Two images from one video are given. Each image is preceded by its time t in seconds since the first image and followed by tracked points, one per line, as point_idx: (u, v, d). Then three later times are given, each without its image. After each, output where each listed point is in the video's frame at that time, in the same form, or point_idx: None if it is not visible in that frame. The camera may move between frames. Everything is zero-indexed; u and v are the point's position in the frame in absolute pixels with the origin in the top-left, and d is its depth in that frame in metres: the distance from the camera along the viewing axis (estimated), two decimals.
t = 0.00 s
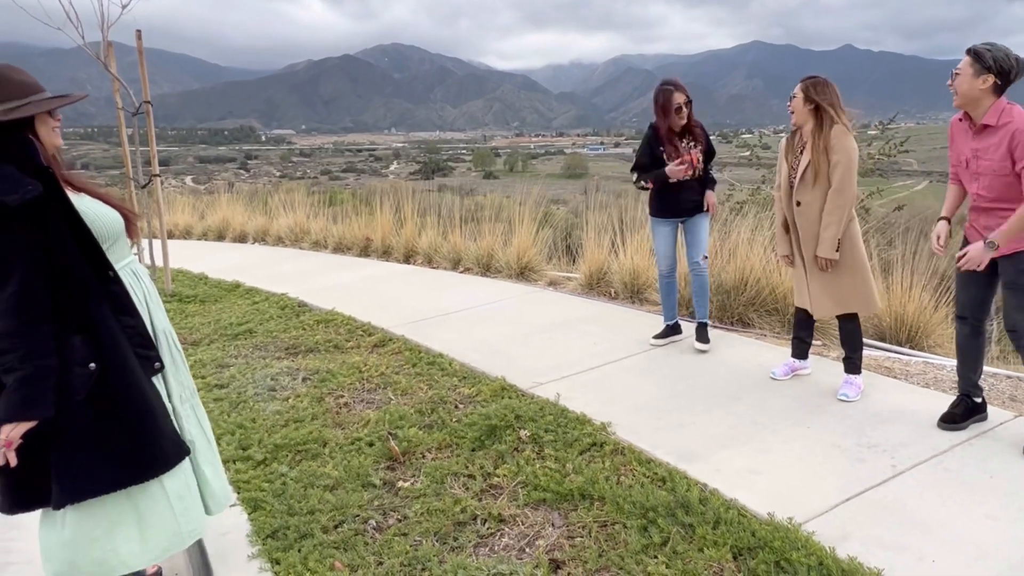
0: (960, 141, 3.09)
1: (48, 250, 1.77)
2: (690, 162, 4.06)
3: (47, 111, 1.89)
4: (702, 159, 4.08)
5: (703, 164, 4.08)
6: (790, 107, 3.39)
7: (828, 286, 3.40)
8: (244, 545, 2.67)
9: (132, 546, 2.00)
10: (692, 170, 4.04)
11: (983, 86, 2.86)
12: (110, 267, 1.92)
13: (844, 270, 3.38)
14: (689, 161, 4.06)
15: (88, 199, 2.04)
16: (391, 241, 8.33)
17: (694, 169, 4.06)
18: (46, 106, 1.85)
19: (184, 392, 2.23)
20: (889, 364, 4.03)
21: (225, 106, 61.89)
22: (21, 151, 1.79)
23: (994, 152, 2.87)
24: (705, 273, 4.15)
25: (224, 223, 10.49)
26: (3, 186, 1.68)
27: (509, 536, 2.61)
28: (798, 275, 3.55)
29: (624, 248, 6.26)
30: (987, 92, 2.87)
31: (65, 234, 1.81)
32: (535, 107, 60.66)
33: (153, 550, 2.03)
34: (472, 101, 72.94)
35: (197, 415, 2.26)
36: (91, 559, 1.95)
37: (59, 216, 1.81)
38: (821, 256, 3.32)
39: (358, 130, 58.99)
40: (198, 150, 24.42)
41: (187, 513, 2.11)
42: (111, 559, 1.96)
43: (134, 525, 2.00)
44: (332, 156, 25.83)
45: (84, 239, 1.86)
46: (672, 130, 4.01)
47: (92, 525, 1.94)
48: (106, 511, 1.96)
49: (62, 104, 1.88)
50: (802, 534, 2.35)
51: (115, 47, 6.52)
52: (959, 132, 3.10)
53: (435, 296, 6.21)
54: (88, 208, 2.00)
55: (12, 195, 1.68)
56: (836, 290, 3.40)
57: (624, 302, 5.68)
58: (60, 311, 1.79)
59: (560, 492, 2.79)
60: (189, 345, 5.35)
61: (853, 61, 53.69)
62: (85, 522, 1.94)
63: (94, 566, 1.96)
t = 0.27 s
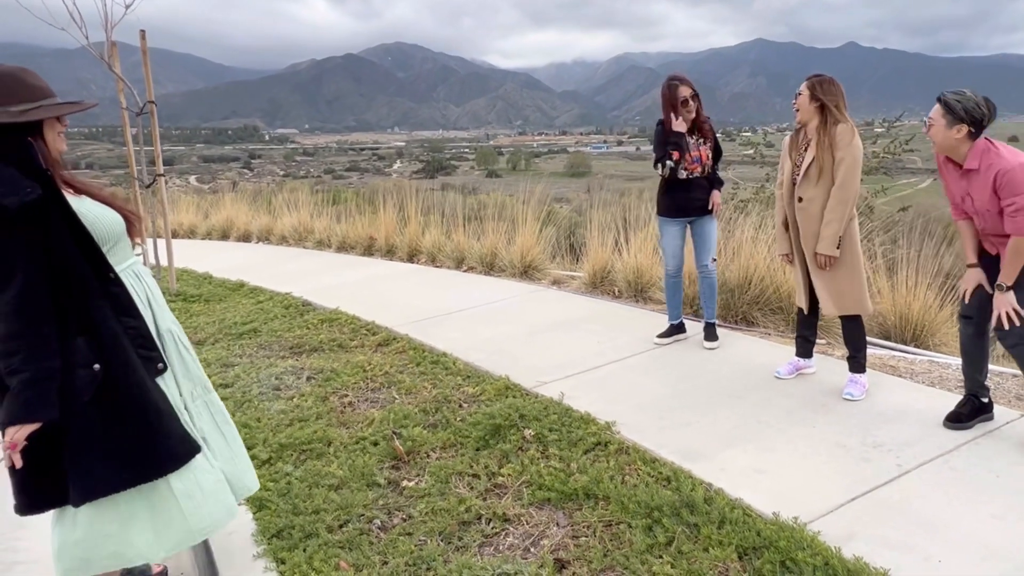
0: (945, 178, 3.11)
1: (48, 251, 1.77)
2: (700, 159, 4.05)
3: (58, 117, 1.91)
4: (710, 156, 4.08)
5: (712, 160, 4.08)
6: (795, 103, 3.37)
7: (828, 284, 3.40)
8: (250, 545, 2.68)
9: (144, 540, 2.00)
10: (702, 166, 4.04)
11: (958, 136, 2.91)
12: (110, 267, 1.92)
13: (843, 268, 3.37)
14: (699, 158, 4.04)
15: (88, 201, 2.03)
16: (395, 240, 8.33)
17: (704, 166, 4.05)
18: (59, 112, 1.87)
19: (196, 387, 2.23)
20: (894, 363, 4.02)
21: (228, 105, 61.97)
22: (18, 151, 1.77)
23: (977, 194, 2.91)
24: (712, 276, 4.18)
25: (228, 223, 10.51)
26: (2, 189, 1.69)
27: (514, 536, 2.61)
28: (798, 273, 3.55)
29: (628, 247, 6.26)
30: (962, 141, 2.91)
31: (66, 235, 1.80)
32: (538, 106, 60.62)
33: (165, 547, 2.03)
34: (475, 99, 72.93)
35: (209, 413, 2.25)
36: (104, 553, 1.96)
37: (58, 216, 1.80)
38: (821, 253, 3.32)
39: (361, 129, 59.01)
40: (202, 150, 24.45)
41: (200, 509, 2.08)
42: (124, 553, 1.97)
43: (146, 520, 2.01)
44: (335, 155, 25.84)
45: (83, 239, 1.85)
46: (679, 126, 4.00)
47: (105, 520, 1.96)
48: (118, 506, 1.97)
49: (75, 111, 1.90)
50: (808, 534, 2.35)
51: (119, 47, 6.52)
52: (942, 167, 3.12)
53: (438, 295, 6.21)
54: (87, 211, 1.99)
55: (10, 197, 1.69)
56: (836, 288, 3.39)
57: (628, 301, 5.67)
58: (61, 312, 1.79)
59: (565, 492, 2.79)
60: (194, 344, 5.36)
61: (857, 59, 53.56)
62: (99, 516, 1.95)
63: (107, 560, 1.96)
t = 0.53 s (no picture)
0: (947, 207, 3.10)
1: (43, 252, 1.76)
2: (706, 157, 4.01)
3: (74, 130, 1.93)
4: (719, 153, 4.02)
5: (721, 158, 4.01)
6: (804, 100, 3.35)
7: (834, 283, 3.38)
8: (256, 545, 2.69)
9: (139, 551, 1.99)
10: (706, 164, 4.01)
11: (958, 178, 2.91)
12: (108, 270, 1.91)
13: (850, 267, 3.36)
14: (705, 155, 4.01)
15: (88, 203, 2.01)
16: (398, 240, 8.34)
17: (709, 164, 4.01)
18: (76, 126, 1.88)
19: (205, 388, 2.21)
20: (900, 362, 4.01)
21: (231, 105, 62.05)
22: (17, 152, 1.75)
23: (987, 225, 2.93)
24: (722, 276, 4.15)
25: (232, 223, 10.53)
26: None
27: (519, 536, 2.61)
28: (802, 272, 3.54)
29: (632, 246, 6.25)
30: (963, 181, 2.91)
31: (61, 236, 1.79)
32: (540, 105, 60.59)
33: (160, 556, 2.01)
34: (478, 98, 72.85)
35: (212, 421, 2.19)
36: (100, 561, 1.96)
37: (54, 216, 1.79)
38: (830, 252, 3.31)
39: (364, 129, 59.05)
40: (205, 150, 24.48)
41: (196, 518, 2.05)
42: (120, 562, 1.97)
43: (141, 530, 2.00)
44: (338, 155, 25.87)
45: (80, 241, 1.84)
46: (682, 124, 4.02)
47: (100, 528, 1.96)
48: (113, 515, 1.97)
49: (94, 128, 1.92)
50: (813, 533, 2.34)
51: (122, 47, 6.53)
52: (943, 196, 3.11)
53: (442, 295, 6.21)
54: (86, 212, 1.97)
55: (6, 200, 1.67)
56: (842, 288, 3.38)
57: (632, 300, 5.68)
58: (59, 314, 1.78)
59: (569, 492, 2.79)
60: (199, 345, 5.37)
61: (860, 56, 53.45)
62: (94, 523, 1.95)
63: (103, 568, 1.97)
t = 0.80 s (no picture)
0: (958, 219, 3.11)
1: (47, 250, 1.75)
2: (699, 158, 4.01)
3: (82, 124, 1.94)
4: (714, 155, 3.96)
5: (714, 160, 3.96)
6: (812, 97, 3.34)
7: (838, 280, 3.39)
8: (260, 544, 2.69)
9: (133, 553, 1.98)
10: (697, 165, 4.02)
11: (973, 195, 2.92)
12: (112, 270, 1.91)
13: (854, 265, 3.36)
14: (698, 156, 4.02)
15: (96, 202, 2.01)
16: (401, 239, 8.35)
17: (701, 165, 4.01)
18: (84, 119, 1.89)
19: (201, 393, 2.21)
20: (904, 360, 4.01)
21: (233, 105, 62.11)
22: (26, 148, 1.75)
23: (998, 240, 2.95)
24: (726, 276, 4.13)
25: (235, 223, 10.55)
26: (7, 187, 1.68)
27: (523, 534, 2.61)
28: (807, 268, 3.54)
29: (635, 245, 6.25)
30: (977, 198, 2.93)
31: (68, 235, 1.79)
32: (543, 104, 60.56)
33: (155, 559, 2.01)
34: (480, 98, 72.84)
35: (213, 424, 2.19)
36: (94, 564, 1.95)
37: (62, 213, 1.79)
38: (835, 249, 3.31)
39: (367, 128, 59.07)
40: (208, 150, 24.50)
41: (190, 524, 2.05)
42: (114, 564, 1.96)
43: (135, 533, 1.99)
44: (340, 155, 25.90)
45: (87, 240, 1.84)
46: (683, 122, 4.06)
47: (94, 529, 1.95)
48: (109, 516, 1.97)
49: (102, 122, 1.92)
50: (818, 532, 2.34)
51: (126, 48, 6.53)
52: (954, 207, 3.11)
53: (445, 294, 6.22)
54: (93, 211, 1.97)
55: (15, 195, 1.68)
56: (847, 287, 3.38)
57: (635, 298, 5.68)
58: (61, 313, 1.78)
59: (573, 490, 2.79)
60: (203, 344, 5.38)
61: (863, 54, 53.35)
62: (89, 524, 1.94)
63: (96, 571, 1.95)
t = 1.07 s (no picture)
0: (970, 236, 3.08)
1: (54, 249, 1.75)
2: (688, 157, 4.02)
3: (89, 120, 1.94)
4: (701, 155, 3.94)
5: (701, 160, 3.94)
6: (818, 96, 3.35)
7: (838, 278, 3.39)
8: (262, 543, 2.69)
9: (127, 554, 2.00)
10: (685, 164, 4.03)
11: (993, 211, 2.90)
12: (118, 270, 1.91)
13: (854, 263, 3.36)
14: (688, 155, 4.02)
15: (106, 202, 2.03)
16: (403, 239, 8.35)
17: (689, 164, 4.01)
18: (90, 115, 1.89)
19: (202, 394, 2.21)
20: (907, 359, 4.00)
21: (235, 106, 62.15)
22: (39, 145, 1.78)
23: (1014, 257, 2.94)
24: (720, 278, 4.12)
25: (237, 223, 10.56)
26: (20, 185, 1.70)
27: (526, 534, 2.61)
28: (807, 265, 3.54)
29: (637, 244, 6.25)
30: (996, 214, 2.90)
31: (76, 235, 1.79)
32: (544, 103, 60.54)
33: (146, 564, 2.02)
34: (481, 97, 72.84)
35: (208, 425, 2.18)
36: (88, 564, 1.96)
37: (72, 211, 1.79)
38: (834, 247, 3.31)
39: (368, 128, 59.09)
40: (210, 150, 24.50)
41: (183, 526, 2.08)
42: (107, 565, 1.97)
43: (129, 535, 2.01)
44: (341, 155, 25.92)
45: (94, 239, 1.85)
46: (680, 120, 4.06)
47: (93, 530, 1.96)
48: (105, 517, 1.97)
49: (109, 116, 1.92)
50: (822, 531, 2.34)
51: (128, 48, 6.54)
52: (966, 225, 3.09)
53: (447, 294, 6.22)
54: (102, 211, 1.98)
55: (26, 194, 1.69)
56: (848, 285, 3.38)
57: (637, 298, 5.68)
58: (66, 313, 1.79)
59: (576, 489, 2.79)
60: (205, 345, 5.38)
61: (865, 53, 53.27)
62: (85, 525, 1.95)
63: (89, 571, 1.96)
